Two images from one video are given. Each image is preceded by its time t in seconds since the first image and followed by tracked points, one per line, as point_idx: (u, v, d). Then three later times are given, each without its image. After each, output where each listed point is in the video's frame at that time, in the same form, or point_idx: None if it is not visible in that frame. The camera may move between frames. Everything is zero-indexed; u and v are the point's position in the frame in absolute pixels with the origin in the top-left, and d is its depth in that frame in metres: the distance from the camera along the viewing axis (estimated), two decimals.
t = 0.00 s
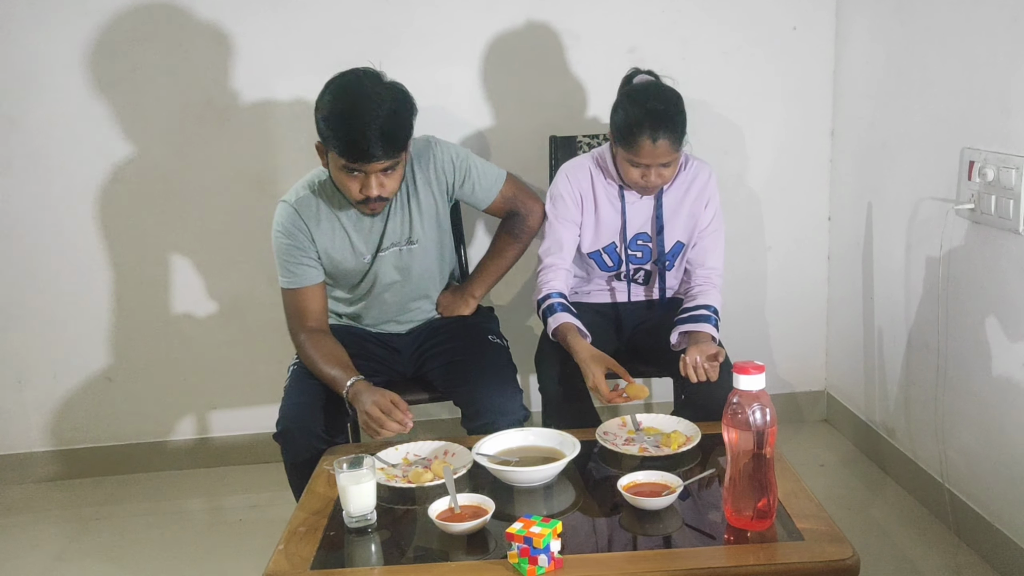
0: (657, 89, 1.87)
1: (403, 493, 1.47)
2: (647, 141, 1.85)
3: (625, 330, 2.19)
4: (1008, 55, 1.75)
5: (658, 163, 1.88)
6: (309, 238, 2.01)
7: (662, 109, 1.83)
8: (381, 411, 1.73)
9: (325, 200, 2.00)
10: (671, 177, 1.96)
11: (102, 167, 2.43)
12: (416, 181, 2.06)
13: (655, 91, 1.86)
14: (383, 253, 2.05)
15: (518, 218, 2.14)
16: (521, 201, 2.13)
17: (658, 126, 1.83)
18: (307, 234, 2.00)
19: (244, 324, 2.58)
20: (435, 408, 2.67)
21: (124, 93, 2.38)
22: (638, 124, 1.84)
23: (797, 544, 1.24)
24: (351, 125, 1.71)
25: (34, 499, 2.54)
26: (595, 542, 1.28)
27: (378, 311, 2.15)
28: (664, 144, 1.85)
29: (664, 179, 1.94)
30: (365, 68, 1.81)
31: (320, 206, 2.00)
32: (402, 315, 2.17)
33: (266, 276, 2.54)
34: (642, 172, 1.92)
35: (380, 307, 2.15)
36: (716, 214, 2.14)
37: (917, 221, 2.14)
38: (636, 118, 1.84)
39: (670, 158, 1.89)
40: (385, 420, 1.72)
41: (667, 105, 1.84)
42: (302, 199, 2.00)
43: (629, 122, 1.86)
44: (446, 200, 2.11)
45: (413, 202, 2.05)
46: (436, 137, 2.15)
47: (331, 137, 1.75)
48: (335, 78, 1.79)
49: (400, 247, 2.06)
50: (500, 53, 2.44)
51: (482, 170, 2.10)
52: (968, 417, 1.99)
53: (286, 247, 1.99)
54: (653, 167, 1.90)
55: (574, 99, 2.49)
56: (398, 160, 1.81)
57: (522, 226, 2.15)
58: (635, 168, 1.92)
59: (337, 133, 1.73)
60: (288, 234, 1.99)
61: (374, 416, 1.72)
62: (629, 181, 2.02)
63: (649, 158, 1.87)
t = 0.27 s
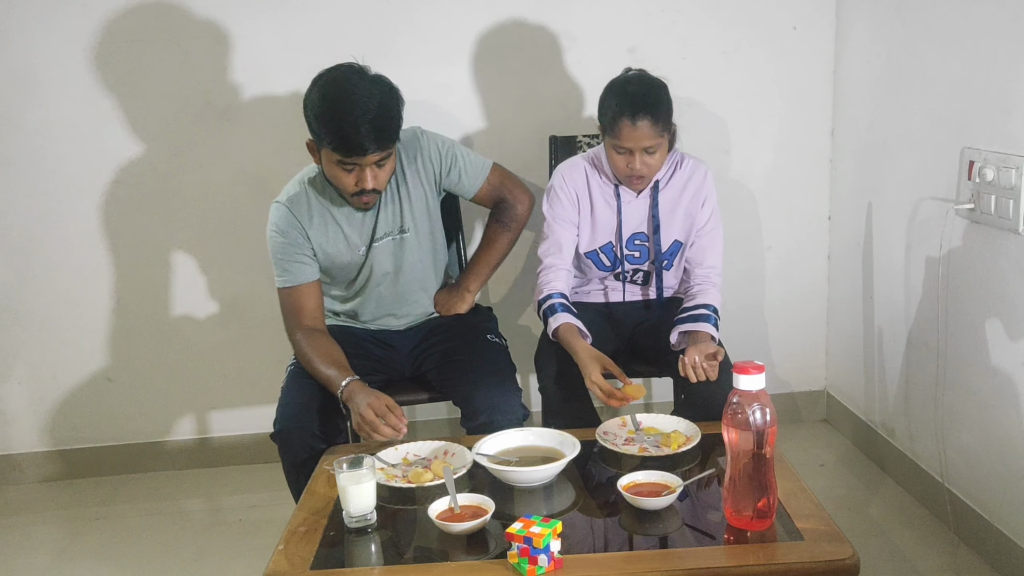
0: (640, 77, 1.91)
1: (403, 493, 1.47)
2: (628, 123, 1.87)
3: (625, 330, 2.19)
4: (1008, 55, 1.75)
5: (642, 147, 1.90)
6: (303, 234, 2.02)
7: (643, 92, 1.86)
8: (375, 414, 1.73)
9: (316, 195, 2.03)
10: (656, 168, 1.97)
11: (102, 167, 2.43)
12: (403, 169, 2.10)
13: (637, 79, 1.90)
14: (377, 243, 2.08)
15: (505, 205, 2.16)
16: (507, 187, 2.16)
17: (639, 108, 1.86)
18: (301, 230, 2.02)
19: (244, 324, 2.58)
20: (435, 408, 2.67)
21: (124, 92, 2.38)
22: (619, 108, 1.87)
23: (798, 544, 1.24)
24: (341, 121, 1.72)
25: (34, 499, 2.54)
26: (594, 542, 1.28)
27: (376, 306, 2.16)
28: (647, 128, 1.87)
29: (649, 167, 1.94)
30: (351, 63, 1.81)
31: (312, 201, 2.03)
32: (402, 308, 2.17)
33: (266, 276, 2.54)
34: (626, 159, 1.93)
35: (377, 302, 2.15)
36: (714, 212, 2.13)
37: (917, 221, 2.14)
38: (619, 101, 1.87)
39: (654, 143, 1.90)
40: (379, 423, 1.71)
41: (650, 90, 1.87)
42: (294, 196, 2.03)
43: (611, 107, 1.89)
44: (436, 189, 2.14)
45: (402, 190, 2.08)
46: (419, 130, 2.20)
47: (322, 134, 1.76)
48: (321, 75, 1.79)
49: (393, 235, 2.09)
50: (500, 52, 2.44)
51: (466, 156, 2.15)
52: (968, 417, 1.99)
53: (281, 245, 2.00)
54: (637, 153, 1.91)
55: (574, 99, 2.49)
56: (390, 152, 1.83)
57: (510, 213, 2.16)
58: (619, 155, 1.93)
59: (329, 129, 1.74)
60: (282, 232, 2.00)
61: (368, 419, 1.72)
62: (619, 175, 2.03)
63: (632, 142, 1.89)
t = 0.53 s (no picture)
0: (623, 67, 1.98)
1: (403, 493, 1.47)
2: (608, 103, 1.92)
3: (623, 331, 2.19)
4: (1008, 55, 1.75)
5: (623, 128, 1.93)
6: (300, 232, 2.04)
7: (623, 75, 1.93)
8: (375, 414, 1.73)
9: (311, 192, 2.05)
10: (641, 157, 1.99)
11: (102, 167, 2.43)
12: (397, 163, 2.11)
13: (619, 67, 1.97)
14: (374, 236, 2.08)
15: (498, 197, 2.16)
16: (500, 178, 2.16)
17: (618, 87, 1.91)
18: (297, 229, 2.04)
19: (244, 324, 2.58)
20: (434, 408, 2.67)
21: (124, 92, 2.38)
22: (600, 90, 1.93)
23: (798, 544, 1.24)
24: (319, 94, 1.79)
25: (33, 499, 2.54)
26: (593, 542, 1.28)
27: (377, 302, 2.16)
28: (627, 107, 1.91)
29: (633, 152, 1.96)
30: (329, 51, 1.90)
31: (307, 199, 2.05)
32: (403, 304, 2.16)
33: (266, 276, 2.54)
34: (609, 142, 1.96)
35: (378, 298, 2.15)
36: (709, 211, 2.13)
37: (917, 221, 2.14)
38: (601, 84, 1.94)
39: (635, 124, 1.93)
40: (377, 422, 1.71)
41: (633, 73, 1.93)
42: (289, 195, 2.06)
43: (593, 93, 1.96)
44: (430, 181, 2.15)
45: (396, 183, 2.09)
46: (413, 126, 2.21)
47: (302, 111, 1.82)
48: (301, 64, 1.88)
49: (389, 228, 2.09)
50: (500, 52, 2.44)
51: (458, 148, 2.16)
52: (969, 417, 1.99)
53: (279, 244, 2.02)
54: (619, 134, 1.94)
55: (574, 99, 2.49)
56: (371, 126, 1.87)
57: (502, 205, 2.15)
58: (602, 138, 1.96)
59: (307, 104, 1.80)
60: (279, 231, 2.03)
61: (368, 419, 1.72)
62: (607, 167, 2.04)
63: (613, 121, 1.92)
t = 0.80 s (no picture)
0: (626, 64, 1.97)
1: (403, 493, 1.47)
2: (612, 99, 1.92)
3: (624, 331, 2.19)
4: (1008, 55, 1.75)
5: (627, 125, 1.92)
6: (298, 232, 2.05)
7: (627, 72, 1.92)
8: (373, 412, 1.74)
9: (308, 191, 2.06)
10: (645, 155, 1.99)
11: (102, 167, 2.43)
12: (392, 159, 2.12)
13: (622, 64, 1.96)
14: (371, 233, 2.09)
15: (494, 192, 2.16)
16: (495, 174, 2.17)
17: (622, 84, 1.91)
18: (296, 228, 2.05)
19: (244, 324, 2.58)
20: (434, 408, 2.67)
21: (125, 92, 2.39)
22: (604, 87, 1.93)
23: (798, 544, 1.24)
24: (308, 75, 1.88)
25: (33, 498, 2.54)
26: (593, 542, 1.28)
27: (377, 300, 2.16)
28: (632, 103, 1.91)
29: (637, 149, 1.95)
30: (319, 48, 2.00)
31: (304, 198, 2.06)
32: (402, 301, 2.16)
33: (266, 276, 2.54)
34: (613, 139, 1.95)
35: (377, 296, 2.15)
36: (709, 211, 2.13)
37: (917, 220, 2.14)
38: (605, 81, 1.94)
39: (639, 121, 1.93)
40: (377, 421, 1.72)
41: (637, 70, 1.93)
42: (287, 196, 2.07)
43: (597, 89, 1.96)
44: (427, 178, 2.16)
45: (392, 179, 2.10)
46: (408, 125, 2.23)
47: (292, 95, 1.90)
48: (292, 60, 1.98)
49: (387, 225, 2.10)
50: (500, 52, 2.43)
51: (453, 145, 2.17)
52: (969, 417, 1.99)
53: (278, 243, 2.03)
54: (623, 131, 1.93)
55: (575, 99, 2.49)
56: (360, 105, 1.94)
57: (498, 200, 2.16)
58: (606, 135, 1.96)
59: (297, 86, 1.89)
60: (277, 231, 2.03)
61: (367, 417, 1.73)
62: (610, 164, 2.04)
63: (618, 118, 1.92)
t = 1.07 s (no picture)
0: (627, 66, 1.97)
1: (403, 493, 1.47)
2: (614, 102, 1.92)
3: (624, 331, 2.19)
4: (1008, 55, 1.75)
5: (628, 127, 1.92)
6: (298, 229, 2.05)
7: (628, 74, 1.92)
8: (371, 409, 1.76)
9: (307, 189, 2.07)
10: (645, 157, 1.99)
11: (102, 167, 2.43)
12: (391, 156, 2.13)
13: (623, 66, 1.96)
14: (371, 229, 2.09)
15: (492, 189, 2.17)
16: (493, 172, 2.18)
17: (623, 86, 1.91)
18: (295, 226, 2.05)
19: (245, 324, 2.58)
20: (434, 408, 2.67)
21: (125, 92, 2.39)
22: (605, 89, 1.93)
23: (798, 544, 1.24)
24: (300, 59, 1.95)
25: (33, 499, 2.54)
26: (593, 542, 1.28)
27: (377, 298, 2.15)
28: (633, 105, 1.91)
29: (638, 151, 1.95)
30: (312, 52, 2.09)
31: (303, 195, 2.06)
32: (403, 298, 2.16)
33: (266, 276, 2.54)
34: (614, 141, 1.95)
35: (378, 294, 2.15)
36: (710, 211, 2.13)
37: (917, 221, 2.14)
38: (606, 83, 1.94)
39: (641, 123, 1.93)
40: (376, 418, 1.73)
41: (638, 73, 1.93)
42: (287, 194, 2.07)
43: (597, 91, 1.96)
44: (426, 174, 2.16)
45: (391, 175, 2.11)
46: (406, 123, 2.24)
47: (287, 82, 1.96)
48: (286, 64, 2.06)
49: (386, 221, 2.10)
50: (500, 52, 2.43)
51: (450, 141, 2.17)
52: (969, 417, 1.99)
53: (278, 241, 2.03)
54: (624, 133, 1.93)
55: (575, 99, 2.49)
56: (353, 85, 1.99)
57: (496, 197, 2.16)
58: (607, 137, 1.96)
59: (291, 71, 1.95)
60: (277, 229, 2.04)
61: (366, 415, 1.74)
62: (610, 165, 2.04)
63: (619, 120, 1.92)
